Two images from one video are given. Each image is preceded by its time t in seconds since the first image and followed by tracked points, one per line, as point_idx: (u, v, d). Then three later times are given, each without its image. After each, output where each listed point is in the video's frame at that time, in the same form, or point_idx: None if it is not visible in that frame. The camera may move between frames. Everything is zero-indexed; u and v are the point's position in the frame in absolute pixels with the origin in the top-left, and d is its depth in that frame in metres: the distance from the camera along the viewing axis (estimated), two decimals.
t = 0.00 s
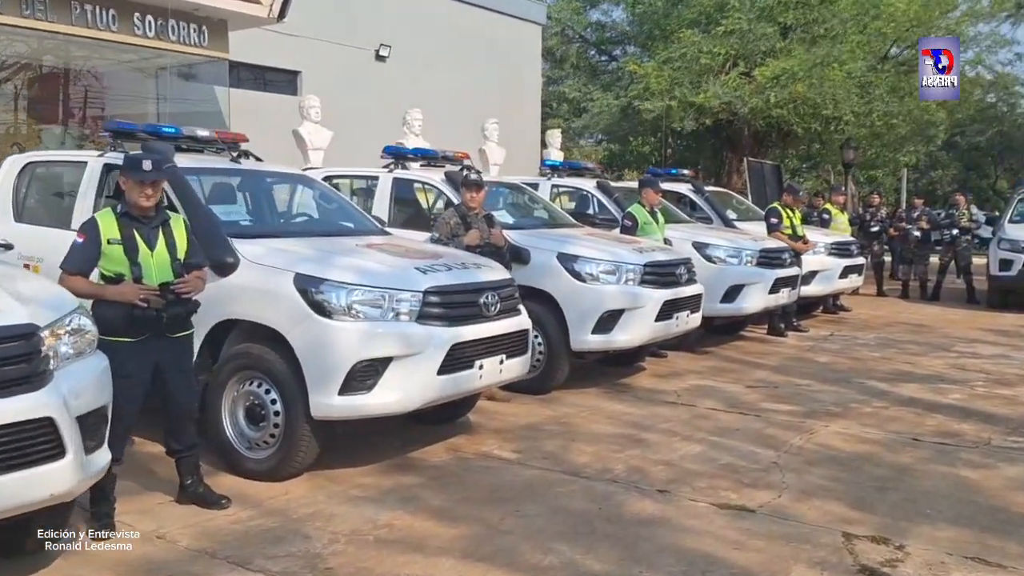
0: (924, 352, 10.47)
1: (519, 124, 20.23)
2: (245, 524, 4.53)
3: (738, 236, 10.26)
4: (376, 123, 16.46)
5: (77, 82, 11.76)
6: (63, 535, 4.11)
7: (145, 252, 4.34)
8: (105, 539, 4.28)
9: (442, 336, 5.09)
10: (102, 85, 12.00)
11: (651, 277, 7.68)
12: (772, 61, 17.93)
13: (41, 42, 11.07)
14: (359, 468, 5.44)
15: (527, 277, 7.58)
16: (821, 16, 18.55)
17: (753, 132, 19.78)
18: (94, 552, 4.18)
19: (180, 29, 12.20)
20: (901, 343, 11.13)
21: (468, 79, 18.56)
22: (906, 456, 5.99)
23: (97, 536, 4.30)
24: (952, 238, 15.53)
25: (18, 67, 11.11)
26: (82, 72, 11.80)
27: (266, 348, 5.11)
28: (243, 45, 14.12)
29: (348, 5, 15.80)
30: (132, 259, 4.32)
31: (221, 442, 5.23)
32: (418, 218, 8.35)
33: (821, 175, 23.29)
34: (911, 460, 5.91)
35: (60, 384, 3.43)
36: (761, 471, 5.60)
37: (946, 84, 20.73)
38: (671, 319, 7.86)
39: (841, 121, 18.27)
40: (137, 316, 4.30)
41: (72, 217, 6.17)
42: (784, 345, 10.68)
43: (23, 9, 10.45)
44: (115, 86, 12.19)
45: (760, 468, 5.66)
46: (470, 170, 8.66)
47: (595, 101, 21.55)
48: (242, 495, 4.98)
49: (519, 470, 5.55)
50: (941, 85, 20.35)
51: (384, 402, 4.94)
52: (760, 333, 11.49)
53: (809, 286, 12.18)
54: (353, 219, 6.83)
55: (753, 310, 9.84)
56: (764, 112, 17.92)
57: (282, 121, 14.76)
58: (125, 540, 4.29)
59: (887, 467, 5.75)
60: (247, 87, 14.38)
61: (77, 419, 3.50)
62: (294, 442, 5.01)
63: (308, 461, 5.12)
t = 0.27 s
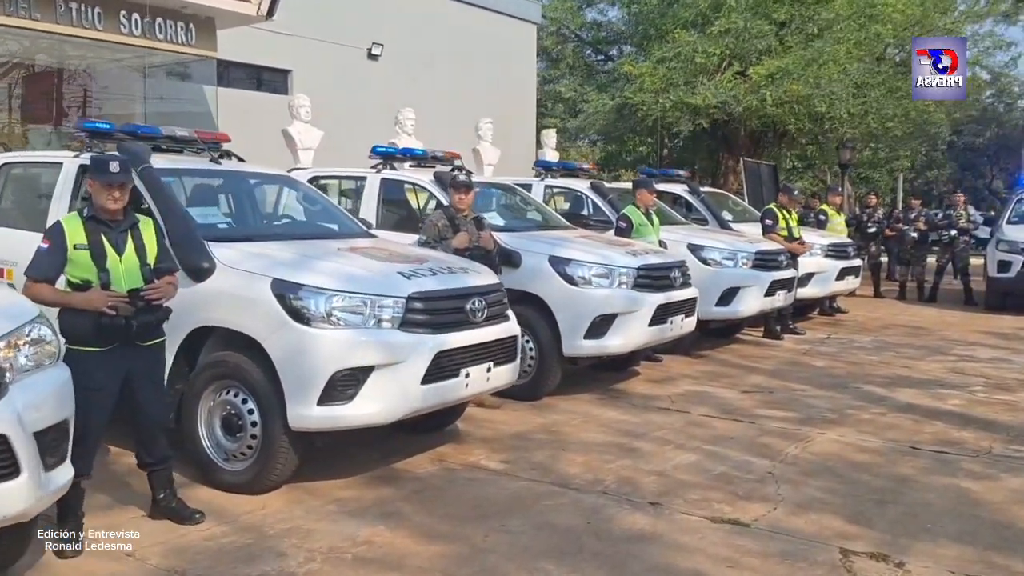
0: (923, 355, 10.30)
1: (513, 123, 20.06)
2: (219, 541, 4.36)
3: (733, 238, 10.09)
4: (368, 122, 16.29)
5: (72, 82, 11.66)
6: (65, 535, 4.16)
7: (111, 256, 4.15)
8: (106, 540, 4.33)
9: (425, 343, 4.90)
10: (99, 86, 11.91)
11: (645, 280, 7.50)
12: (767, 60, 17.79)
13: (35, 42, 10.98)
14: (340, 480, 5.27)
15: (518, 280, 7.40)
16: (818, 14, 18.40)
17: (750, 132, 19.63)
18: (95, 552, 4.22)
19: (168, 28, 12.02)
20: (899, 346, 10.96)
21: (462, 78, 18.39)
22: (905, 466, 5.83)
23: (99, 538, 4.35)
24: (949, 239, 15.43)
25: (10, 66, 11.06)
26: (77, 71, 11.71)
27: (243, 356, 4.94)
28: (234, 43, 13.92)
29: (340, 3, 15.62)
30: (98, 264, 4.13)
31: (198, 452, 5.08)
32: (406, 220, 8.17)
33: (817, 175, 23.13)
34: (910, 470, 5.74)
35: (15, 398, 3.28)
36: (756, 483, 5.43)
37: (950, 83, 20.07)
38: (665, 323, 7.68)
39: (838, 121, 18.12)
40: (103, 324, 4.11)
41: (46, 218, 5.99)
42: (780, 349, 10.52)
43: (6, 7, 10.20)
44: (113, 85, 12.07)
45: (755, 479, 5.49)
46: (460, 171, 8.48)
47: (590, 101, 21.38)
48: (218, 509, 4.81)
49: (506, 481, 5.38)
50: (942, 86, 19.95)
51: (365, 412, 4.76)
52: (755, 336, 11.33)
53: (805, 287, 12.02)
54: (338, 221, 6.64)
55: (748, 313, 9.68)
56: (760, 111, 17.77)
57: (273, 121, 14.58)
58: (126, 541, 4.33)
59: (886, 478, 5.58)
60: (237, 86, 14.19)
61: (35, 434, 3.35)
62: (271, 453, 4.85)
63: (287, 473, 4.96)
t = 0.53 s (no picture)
0: (921, 355, 10.14)
1: (508, 121, 19.89)
2: (191, 552, 4.20)
3: (729, 237, 9.93)
4: (361, 120, 16.12)
5: (69, 81, 11.63)
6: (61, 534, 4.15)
7: (78, 257, 3.99)
8: (103, 540, 4.33)
9: (408, 346, 4.74)
10: (96, 83, 11.88)
11: (638, 280, 7.34)
12: (764, 56, 17.64)
13: (29, 40, 10.85)
14: (321, 487, 5.11)
15: (509, 280, 7.24)
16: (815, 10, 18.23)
17: (747, 130, 19.46)
18: (91, 551, 4.23)
19: (156, 24, 11.76)
20: (898, 346, 10.80)
21: (457, 76, 18.22)
22: (903, 471, 5.67)
23: (96, 537, 4.35)
24: (949, 238, 15.31)
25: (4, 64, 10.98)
26: (73, 70, 11.67)
27: (219, 359, 4.78)
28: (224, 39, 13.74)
29: None
30: (64, 264, 3.97)
31: (174, 458, 4.93)
32: (397, 219, 8.00)
33: (816, 172, 22.96)
34: (908, 475, 5.59)
35: None
36: (750, 489, 5.27)
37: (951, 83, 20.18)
38: (658, 323, 7.52)
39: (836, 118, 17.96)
40: (71, 328, 3.95)
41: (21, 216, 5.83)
42: (777, 349, 10.36)
43: None
44: (108, 82, 12.01)
45: (750, 485, 5.33)
46: (450, 168, 8.32)
47: (586, 99, 21.20)
48: (192, 518, 4.64)
49: (493, 488, 5.21)
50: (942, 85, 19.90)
51: (345, 417, 4.61)
52: (752, 335, 11.17)
53: (803, 286, 11.86)
54: (323, 221, 6.48)
55: (745, 313, 9.53)
56: (757, 108, 17.63)
57: (264, 119, 14.41)
58: (124, 541, 4.33)
59: (884, 483, 5.42)
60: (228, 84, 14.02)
61: None
62: (248, 459, 4.70)
63: (265, 480, 4.81)
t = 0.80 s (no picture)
0: (917, 356, 9.98)
1: (502, 121, 19.73)
2: (153, 564, 4.03)
3: (722, 236, 9.76)
4: (351, 119, 15.96)
5: (67, 80, 11.45)
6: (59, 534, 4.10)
7: (32, 255, 3.82)
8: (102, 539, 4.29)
9: (381, 349, 4.56)
10: (95, 82, 11.77)
11: (625, 280, 7.17)
12: (759, 54, 17.51)
13: (20, 40, 10.62)
14: (293, 494, 4.93)
15: (493, 280, 7.08)
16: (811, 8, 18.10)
17: (743, 129, 19.30)
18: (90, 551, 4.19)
19: (141, 20, 11.54)
20: (893, 347, 10.64)
21: (449, 74, 18.06)
22: (896, 476, 5.50)
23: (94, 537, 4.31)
24: (947, 237, 15.15)
25: None
26: (70, 69, 11.48)
27: (185, 363, 4.60)
28: (211, 36, 13.58)
29: None
30: (16, 264, 3.79)
31: (140, 466, 4.76)
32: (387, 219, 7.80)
33: (812, 172, 22.81)
34: (901, 481, 5.42)
35: None
36: (737, 496, 5.10)
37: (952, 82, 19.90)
38: (647, 324, 7.35)
39: (831, 117, 17.81)
40: (22, 329, 3.78)
41: None
42: (771, 350, 10.19)
43: None
44: (102, 80, 11.87)
45: (737, 492, 5.16)
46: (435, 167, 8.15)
47: (581, 98, 21.04)
48: (157, 528, 4.47)
49: (471, 495, 5.04)
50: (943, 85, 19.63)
51: (315, 422, 4.44)
52: (746, 336, 11.01)
53: (797, 287, 11.69)
54: (302, 219, 6.30)
55: (737, 313, 9.36)
56: (751, 107, 17.52)
57: (252, 118, 14.25)
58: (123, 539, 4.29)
59: (875, 490, 5.25)
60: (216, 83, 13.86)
61: None
62: (216, 466, 4.53)
63: (234, 487, 4.64)
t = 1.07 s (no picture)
0: (915, 358, 9.79)
1: (497, 119, 19.56)
2: None
3: (717, 236, 9.57)
4: (344, 117, 15.78)
5: (66, 79, 11.16)
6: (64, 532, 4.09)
7: None
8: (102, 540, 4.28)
9: (353, 355, 4.37)
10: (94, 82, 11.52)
11: (615, 281, 6.98)
12: (757, 51, 17.34)
13: (16, 36, 10.54)
14: (264, 506, 4.74)
15: (479, 282, 6.90)
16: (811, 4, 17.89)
17: (742, 127, 19.11)
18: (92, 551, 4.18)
19: (126, 17, 11.45)
20: (892, 348, 10.45)
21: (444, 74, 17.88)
22: (891, 485, 5.31)
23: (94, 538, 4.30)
24: (947, 236, 14.95)
25: None
26: (69, 68, 11.22)
27: (150, 370, 4.41)
28: (199, 33, 13.41)
29: None
30: None
31: (106, 476, 4.58)
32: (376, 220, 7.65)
33: (811, 170, 22.61)
34: (897, 490, 5.23)
35: None
36: (726, 507, 4.91)
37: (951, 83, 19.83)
38: (637, 327, 7.16)
39: (830, 114, 17.63)
40: None
41: None
42: (767, 351, 10.01)
43: None
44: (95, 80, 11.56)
45: (726, 503, 4.96)
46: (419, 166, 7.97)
47: (578, 96, 20.84)
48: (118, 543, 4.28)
49: (449, 505, 4.85)
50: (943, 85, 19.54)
51: (283, 432, 4.25)
52: (742, 337, 10.82)
53: (794, 287, 11.50)
54: (281, 219, 6.11)
55: (732, 315, 9.16)
56: (749, 104, 17.36)
57: (243, 116, 14.07)
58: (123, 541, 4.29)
59: (870, 500, 5.06)
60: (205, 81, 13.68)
61: None
62: (182, 477, 4.35)
63: (201, 498, 4.45)
